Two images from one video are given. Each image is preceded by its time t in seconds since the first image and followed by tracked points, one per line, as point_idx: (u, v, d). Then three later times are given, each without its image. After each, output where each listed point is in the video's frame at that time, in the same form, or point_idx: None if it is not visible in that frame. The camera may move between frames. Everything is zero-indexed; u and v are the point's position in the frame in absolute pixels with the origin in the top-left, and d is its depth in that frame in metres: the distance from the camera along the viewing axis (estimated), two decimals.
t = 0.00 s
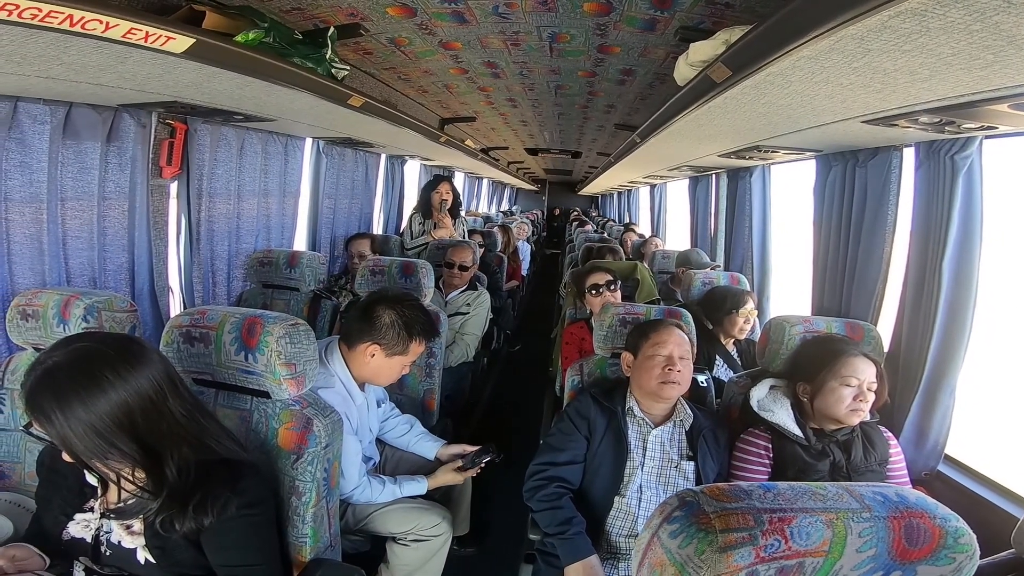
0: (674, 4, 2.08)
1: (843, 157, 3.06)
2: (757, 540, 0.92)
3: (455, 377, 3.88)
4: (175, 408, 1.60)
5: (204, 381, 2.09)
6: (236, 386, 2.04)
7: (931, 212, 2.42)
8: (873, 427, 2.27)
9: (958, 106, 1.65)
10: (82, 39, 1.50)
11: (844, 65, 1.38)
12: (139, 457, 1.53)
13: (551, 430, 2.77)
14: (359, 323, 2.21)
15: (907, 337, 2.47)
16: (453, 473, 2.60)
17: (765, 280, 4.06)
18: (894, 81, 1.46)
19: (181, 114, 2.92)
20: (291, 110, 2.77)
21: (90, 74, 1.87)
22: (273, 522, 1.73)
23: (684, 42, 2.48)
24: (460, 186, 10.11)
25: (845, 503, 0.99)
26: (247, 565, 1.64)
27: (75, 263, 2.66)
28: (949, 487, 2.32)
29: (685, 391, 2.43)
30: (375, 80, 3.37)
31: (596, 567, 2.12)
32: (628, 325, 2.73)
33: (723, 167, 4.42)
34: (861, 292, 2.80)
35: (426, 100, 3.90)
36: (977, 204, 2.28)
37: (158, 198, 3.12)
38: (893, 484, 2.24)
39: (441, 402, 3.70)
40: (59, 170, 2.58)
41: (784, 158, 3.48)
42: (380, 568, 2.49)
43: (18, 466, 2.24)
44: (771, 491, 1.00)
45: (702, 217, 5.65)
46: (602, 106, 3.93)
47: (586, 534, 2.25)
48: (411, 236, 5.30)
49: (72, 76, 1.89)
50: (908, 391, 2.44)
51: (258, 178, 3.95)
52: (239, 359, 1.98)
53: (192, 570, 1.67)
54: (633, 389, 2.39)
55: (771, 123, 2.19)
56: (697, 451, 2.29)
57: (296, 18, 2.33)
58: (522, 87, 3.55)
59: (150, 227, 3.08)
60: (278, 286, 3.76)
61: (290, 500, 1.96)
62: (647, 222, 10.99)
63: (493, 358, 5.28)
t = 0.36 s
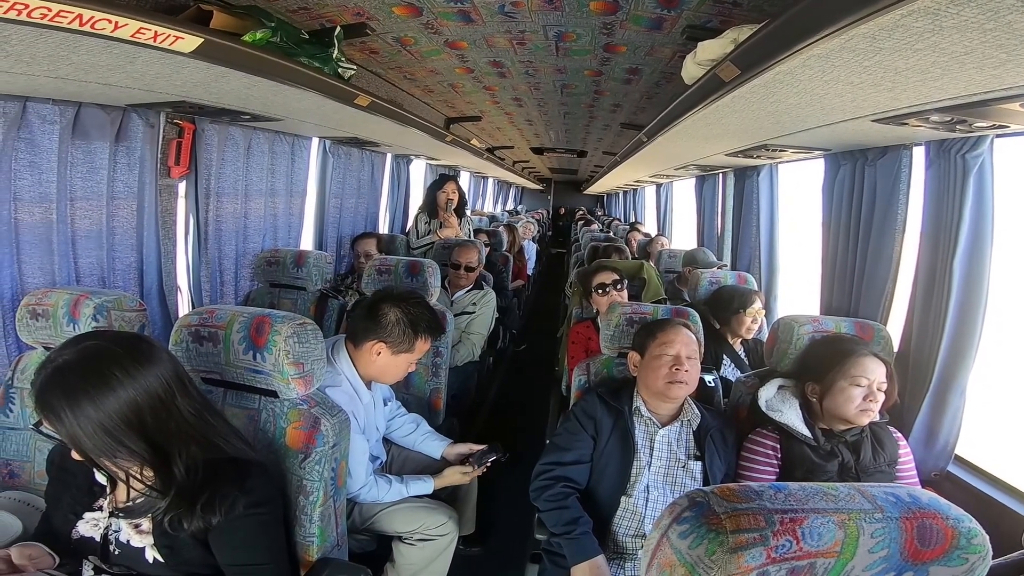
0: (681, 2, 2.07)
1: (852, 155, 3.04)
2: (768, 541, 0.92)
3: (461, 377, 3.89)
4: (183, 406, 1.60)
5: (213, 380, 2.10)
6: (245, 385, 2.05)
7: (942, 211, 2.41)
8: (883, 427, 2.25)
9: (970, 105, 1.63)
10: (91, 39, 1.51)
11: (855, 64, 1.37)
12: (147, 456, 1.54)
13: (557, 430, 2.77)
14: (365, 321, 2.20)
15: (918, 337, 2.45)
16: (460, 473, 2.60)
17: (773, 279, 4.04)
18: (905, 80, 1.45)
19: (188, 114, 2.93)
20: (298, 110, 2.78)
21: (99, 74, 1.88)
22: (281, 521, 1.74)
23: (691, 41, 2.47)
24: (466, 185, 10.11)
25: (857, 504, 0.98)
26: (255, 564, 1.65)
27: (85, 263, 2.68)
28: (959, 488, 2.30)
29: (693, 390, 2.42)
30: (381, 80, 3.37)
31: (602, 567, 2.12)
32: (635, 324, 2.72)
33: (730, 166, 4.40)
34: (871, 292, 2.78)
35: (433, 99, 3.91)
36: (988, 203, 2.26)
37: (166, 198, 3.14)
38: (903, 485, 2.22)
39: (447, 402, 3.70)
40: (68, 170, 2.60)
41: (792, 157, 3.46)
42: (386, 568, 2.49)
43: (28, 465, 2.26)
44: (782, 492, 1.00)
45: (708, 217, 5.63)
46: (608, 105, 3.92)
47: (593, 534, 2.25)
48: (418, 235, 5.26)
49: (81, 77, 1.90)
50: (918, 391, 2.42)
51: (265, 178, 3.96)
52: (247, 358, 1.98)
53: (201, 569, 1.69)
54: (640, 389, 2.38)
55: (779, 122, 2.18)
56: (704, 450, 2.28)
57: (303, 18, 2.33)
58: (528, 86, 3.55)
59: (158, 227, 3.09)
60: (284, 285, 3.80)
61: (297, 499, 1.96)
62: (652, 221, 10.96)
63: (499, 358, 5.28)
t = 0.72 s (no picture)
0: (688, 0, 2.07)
1: (860, 154, 3.03)
2: (778, 538, 0.92)
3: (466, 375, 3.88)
4: (189, 403, 1.60)
5: (219, 376, 2.10)
6: (251, 382, 2.05)
7: (950, 210, 2.40)
8: (889, 427, 2.25)
9: (980, 103, 1.62)
10: (100, 36, 1.51)
11: (866, 62, 1.37)
12: (153, 453, 1.54)
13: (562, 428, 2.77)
14: (365, 319, 2.21)
15: (926, 337, 2.43)
16: (466, 468, 2.60)
17: (779, 278, 4.02)
18: (916, 77, 1.44)
19: (195, 111, 2.93)
20: (304, 107, 2.78)
21: (107, 71, 1.88)
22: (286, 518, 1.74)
23: (698, 39, 2.46)
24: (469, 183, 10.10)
25: (868, 502, 0.98)
26: (260, 562, 1.65)
27: (92, 260, 2.69)
28: (966, 488, 2.29)
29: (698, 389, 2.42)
30: (387, 78, 3.37)
31: (607, 566, 2.12)
32: (640, 323, 2.72)
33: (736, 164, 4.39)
34: (878, 291, 2.77)
35: (438, 98, 3.90)
36: (997, 202, 2.24)
37: (172, 196, 3.14)
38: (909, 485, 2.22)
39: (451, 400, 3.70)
40: (75, 167, 2.60)
41: (799, 155, 3.45)
42: (390, 566, 2.49)
43: (34, 462, 2.26)
44: (792, 490, 0.99)
45: (714, 216, 5.61)
46: (613, 103, 3.91)
47: (597, 532, 2.25)
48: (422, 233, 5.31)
49: (89, 74, 1.90)
50: (926, 391, 2.41)
51: (271, 176, 3.96)
52: (254, 354, 1.99)
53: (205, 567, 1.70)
54: (645, 387, 2.38)
55: (787, 120, 2.17)
56: (709, 449, 2.28)
57: (309, 15, 2.33)
58: (533, 84, 3.54)
59: (165, 224, 3.09)
60: (290, 283, 3.78)
61: (302, 496, 1.96)
62: (657, 220, 10.94)
63: (504, 356, 5.27)
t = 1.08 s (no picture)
0: (681, 3, 2.06)
1: (857, 156, 3.02)
2: (755, 546, 0.92)
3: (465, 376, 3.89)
4: (190, 405, 1.62)
5: (216, 379, 2.12)
6: (247, 385, 2.07)
7: (946, 212, 2.39)
8: (885, 430, 2.24)
9: (972, 106, 1.62)
10: (93, 43, 1.53)
11: (854, 65, 1.36)
12: (154, 453, 1.56)
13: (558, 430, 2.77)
14: (348, 316, 2.24)
15: (922, 339, 2.42)
16: (463, 432, 2.62)
17: (778, 280, 4.02)
18: (906, 81, 1.44)
19: (194, 114, 2.96)
20: (301, 111, 2.79)
21: (103, 77, 1.90)
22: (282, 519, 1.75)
23: (692, 41, 2.46)
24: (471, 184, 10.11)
25: (846, 509, 0.98)
26: (257, 562, 1.67)
27: (92, 263, 2.71)
28: (962, 491, 2.28)
29: (693, 392, 2.42)
30: (384, 80, 3.38)
31: (601, 568, 2.12)
32: (636, 325, 2.72)
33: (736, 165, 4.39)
34: (875, 293, 2.76)
35: (437, 100, 3.91)
36: (994, 203, 2.23)
37: (171, 199, 3.16)
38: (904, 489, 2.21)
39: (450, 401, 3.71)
40: (75, 171, 2.63)
41: (797, 157, 3.44)
42: (387, 567, 2.51)
43: (35, 462, 2.29)
44: (771, 497, 1.00)
45: (713, 217, 5.60)
46: (612, 105, 3.91)
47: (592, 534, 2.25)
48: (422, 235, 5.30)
49: (85, 80, 1.92)
50: (922, 393, 2.40)
51: (270, 179, 3.98)
52: (249, 358, 2.01)
53: (203, 566, 1.71)
54: (640, 389, 2.38)
55: (782, 123, 2.17)
56: (704, 452, 2.28)
57: (305, 20, 2.34)
58: (531, 86, 3.55)
59: (165, 227, 3.12)
60: (290, 285, 3.80)
61: (298, 497, 1.98)
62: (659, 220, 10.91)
63: (504, 358, 5.28)
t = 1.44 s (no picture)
0: (671, 5, 2.07)
1: (850, 154, 3.03)
2: (740, 544, 0.93)
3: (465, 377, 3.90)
4: (192, 410, 1.65)
5: (217, 384, 2.14)
6: (248, 390, 2.09)
7: (938, 209, 2.39)
8: (881, 428, 2.25)
9: (960, 105, 1.62)
10: (88, 54, 1.55)
11: (838, 66, 1.37)
12: (157, 457, 1.58)
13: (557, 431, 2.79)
14: (319, 317, 2.28)
15: (917, 336, 2.42)
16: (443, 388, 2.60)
17: (775, 278, 4.02)
18: (891, 81, 1.45)
19: (191, 121, 2.98)
20: (297, 117, 2.81)
21: (99, 86, 1.92)
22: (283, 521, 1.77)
23: (684, 43, 2.47)
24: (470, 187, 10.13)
25: (832, 508, 0.99)
26: (258, 564, 1.68)
27: (93, 270, 2.74)
28: (959, 488, 2.28)
29: (690, 391, 2.43)
30: (380, 85, 3.40)
31: (599, 568, 2.13)
32: (633, 326, 2.73)
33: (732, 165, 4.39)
34: (871, 292, 2.76)
35: (433, 103, 3.93)
36: (985, 200, 2.24)
37: (171, 206, 3.18)
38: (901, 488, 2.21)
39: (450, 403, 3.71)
40: (75, 179, 2.65)
41: (792, 156, 3.45)
42: (387, 568, 2.53)
43: (40, 467, 2.31)
44: (758, 495, 1.01)
45: (711, 216, 5.61)
46: (607, 106, 3.92)
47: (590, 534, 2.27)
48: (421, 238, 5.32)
49: (82, 89, 1.94)
50: (918, 391, 2.40)
51: (268, 184, 4.00)
52: (249, 363, 2.02)
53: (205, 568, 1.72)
54: (637, 390, 2.39)
55: (773, 123, 2.17)
56: (700, 452, 2.29)
57: (299, 26, 2.36)
58: (526, 88, 3.56)
59: (164, 234, 3.14)
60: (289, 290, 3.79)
61: (299, 500, 2.00)
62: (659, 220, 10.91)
63: (503, 359, 5.30)
